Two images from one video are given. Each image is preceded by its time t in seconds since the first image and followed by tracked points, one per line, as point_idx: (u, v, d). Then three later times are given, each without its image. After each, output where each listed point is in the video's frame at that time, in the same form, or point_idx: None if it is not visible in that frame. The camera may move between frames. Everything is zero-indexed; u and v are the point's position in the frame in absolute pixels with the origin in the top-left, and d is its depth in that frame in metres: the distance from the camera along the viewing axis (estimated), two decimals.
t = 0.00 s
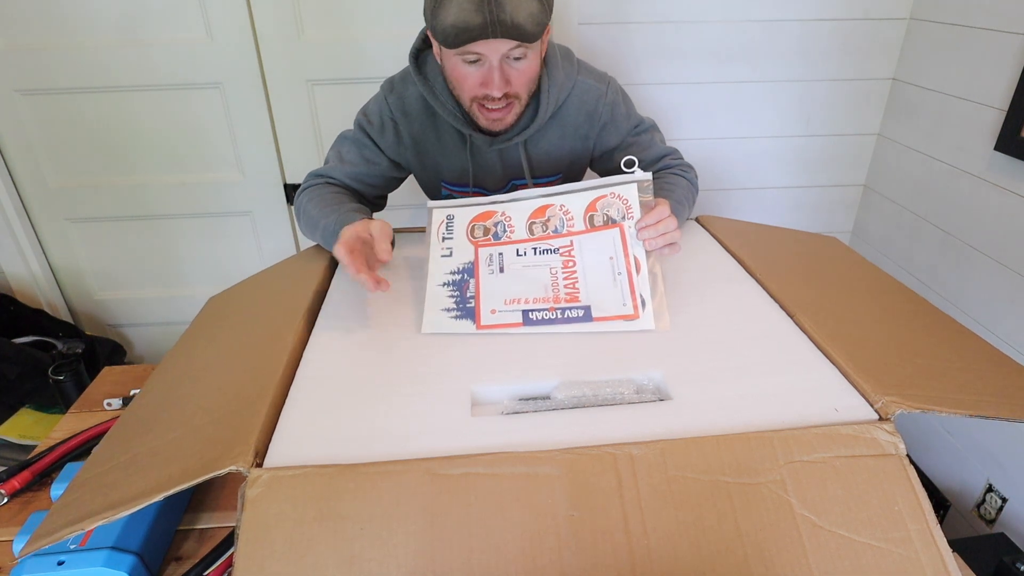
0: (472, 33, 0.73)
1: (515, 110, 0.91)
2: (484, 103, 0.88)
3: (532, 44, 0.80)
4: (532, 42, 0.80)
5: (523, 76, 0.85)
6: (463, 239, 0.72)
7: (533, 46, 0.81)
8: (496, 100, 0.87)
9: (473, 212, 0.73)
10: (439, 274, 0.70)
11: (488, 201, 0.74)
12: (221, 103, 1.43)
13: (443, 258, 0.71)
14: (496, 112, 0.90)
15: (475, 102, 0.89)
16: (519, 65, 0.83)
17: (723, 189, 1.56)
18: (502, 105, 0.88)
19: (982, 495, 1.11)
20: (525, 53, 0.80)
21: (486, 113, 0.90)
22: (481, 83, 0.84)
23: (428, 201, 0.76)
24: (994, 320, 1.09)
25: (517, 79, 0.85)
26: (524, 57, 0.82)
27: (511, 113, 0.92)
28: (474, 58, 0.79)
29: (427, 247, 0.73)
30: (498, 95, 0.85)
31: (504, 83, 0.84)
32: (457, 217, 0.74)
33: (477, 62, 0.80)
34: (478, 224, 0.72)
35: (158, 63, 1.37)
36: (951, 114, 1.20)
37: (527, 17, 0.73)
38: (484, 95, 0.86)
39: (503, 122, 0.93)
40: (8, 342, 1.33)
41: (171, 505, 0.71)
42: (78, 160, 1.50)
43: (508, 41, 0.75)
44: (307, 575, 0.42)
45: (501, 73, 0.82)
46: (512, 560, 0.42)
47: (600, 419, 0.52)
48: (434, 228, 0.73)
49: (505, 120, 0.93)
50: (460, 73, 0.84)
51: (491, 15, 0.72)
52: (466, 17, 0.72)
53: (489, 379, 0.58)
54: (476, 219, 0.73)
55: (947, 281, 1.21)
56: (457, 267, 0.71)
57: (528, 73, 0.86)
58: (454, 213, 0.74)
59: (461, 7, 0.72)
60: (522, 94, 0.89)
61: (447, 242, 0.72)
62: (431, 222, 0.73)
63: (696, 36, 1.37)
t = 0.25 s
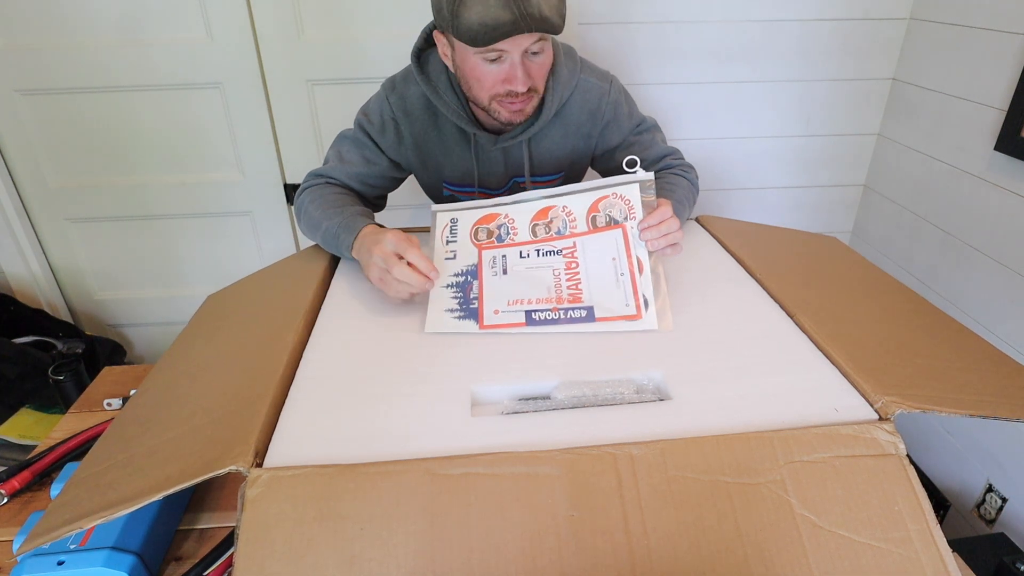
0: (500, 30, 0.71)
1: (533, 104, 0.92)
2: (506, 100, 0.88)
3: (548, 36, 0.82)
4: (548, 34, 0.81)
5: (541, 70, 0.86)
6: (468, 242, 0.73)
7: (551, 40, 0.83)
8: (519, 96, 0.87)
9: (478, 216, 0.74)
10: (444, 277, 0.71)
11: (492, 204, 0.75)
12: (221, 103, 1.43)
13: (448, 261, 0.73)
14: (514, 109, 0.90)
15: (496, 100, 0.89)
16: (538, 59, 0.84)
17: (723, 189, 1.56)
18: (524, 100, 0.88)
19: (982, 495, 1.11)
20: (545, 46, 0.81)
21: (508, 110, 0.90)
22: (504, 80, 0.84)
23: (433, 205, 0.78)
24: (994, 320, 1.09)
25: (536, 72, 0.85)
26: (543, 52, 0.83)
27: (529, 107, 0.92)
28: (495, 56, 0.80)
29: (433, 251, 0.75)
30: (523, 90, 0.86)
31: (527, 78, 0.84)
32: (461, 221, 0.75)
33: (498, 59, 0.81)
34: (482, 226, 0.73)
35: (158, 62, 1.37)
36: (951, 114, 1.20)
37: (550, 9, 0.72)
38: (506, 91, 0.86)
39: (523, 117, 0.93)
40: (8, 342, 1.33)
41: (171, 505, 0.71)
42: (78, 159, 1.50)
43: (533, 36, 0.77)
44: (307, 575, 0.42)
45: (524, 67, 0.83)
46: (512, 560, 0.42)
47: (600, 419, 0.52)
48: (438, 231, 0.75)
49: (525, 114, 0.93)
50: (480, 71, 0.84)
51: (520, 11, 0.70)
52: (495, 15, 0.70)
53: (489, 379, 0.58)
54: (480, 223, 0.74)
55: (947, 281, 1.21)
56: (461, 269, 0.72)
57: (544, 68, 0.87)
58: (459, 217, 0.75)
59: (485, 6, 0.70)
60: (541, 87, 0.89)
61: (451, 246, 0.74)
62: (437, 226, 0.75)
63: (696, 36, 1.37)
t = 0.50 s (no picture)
0: (510, 35, 0.71)
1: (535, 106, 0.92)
2: (510, 104, 0.88)
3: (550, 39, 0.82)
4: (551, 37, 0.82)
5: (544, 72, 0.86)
6: (469, 240, 0.73)
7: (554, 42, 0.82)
8: (524, 99, 0.87)
9: (480, 215, 0.75)
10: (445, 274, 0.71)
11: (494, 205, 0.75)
12: (221, 103, 1.43)
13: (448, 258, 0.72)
14: (519, 112, 0.90)
15: (501, 104, 0.89)
16: (542, 61, 0.84)
17: (723, 189, 1.56)
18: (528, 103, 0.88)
19: (982, 495, 1.11)
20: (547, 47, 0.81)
21: (512, 113, 0.90)
22: (510, 84, 0.84)
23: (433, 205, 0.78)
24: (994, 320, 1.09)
25: (540, 74, 0.86)
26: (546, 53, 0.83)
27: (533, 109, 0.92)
28: (501, 61, 0.79)
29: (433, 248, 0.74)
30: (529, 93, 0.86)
31: (532, 79, 0.84)
32: (463, 219, 0.75)
33: (503, 64, 0.80)
34: (484, 225, 0.73)
35: (158, 62, 1.37)
36: (951, 114, 1.20)
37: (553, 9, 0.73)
38: (512, 95, 0.86)
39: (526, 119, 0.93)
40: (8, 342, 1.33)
41: (171, 505, 0.71)
42: (78, 160, 1.50)
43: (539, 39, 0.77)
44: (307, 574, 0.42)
45: (530, 70, 0.83)
46: (512, 560, 0.42)
47: (600, 419, 0.52)
48: (440, 229, 0.75)
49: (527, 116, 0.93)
50: (484, 77, 0.84)
51: (527, 15, 0.71)
52: (504, 21, 0.70)
53: (489, 379, 0.58)
54: (482, 222, 0.74)
55: (947, 281, 1.21)
56: (462, 267, 0.71)
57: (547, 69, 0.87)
58: (460, 215, 0.75)
59: (493, 12, 0.70)
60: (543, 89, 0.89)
61: (452, 242, 0.73)
62: (438, 223, 0.75)
63: (696, 36, 1.37)
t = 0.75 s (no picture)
0: (513, 37, 0.71)
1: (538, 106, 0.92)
2: (515, 104, 0.88)
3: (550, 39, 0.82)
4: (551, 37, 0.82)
5: (545, 71, 0.86)
6: (464, 228, 0.71)
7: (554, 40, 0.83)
8: (528, 99, 0.87)
9: (475, 201, 0.72)
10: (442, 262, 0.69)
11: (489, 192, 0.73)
12: (221, 103, 1.43)
13: (444, 245, 0.70)
14: (524, 111, 0.90)
15: (506, 105, 0.88)
16: (542, 61, 0.84)
17: (723, 189, 1.56)
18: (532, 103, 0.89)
19: (982, 495, 1.11)
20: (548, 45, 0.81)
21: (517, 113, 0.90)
22: (513, 85, 0.84)
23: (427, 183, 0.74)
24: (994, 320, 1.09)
25: (541, 73, 0.86)
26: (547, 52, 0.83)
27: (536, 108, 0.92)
28: (504, 63, 0.80)
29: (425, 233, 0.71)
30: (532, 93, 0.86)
31: (535, 79, 0.84)
32: (458, 203, 0.72)
33: (506, 65, 0.80)
34: (480, 213, 0.72)
35: (158, 62, 1.37)
36: (951, 114, 1.20)
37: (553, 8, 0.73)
38: (517, 96, 0.86)
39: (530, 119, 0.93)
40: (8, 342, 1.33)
41: (172, 505, 0.71)
42: (78, 159, 1.50)
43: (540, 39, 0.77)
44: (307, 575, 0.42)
45: (532, 70, 0.83)
46: (513, 560, 0.42)
47: (600, 419, 0.52)
48: (433, 213, 0.72)
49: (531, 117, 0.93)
50: (487, 78, 0.84)
51: (529, 17, 0.71)
52: (505, 23, 0.70)
53: (489, 379, 0.58)
54: (478, 209, 0.72)
55: (947, 281, 1.21)
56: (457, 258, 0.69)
57: (548, 70, 0.88)
58: (454, 198, 0.72)
59: (495, 14, 0.70)
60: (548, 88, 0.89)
61: (446, 228, 0.71)
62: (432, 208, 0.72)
63: (696, 36, 1.37)
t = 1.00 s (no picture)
0: (494, 51, 0.72)
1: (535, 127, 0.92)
2: (506, 122, 0.88)
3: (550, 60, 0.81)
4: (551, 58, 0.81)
5: (543, 93, 0.86)
6: (451, 196, 0.68)
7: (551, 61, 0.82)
8: (519, 118, 0.87)
9: (459, 164, 0.68)
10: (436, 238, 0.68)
11: (470, 150, 0.69)
12: (221, 103, 1.43)
13: (434, 220, 0.68)
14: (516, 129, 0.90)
15: (499, 122, 0.89)
16: (538, 81, 0.83)
17: (723, 189, 1.56)
18: (523, 123, 0.89)
19: (982, 495, 1.11)
20: (544, 66, 0.80)
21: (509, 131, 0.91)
22: (503, 102, 0.84)
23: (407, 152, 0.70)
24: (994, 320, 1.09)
25: (537, 95, 0.85)
26: (543, 72, 0.82)
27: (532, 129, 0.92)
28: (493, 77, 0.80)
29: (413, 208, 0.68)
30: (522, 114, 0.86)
31: (526, 100, 0.84)
32: (440, 168, 0.69)
33: (497, 79, 0.81)
34: (465, 177, 0.68)
35: (158, 62, 1.37)
36: (952, 113, 1.20)
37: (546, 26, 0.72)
38: (506, 115, 0.87)
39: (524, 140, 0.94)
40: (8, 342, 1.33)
41: (172, 505, 0.71)
42: (78, 159, 1.50)
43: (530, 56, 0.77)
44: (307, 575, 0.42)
45: (523, 90, 0.83)
46: (513, 560, 0.42)
47: (600, 419, 0.52)
48: (418, 184, 0.69)
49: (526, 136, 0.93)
50: (481, 94, 0.85)
51: (514, 32, 0.71)
52: (489, 36, 0.71)
53: (489, 379, 0.58)
54: (463, 172, 0.68)
55: (947, 281, 1.21)
56: (449, 230, 0.68)
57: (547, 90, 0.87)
58: (437, 164, 0.69)
59: (481, 27, 0.71)
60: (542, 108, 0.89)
61: (433, 200, 0.68)
62: (415, 179, 0.69)
63: (696, 36, 1.37)
